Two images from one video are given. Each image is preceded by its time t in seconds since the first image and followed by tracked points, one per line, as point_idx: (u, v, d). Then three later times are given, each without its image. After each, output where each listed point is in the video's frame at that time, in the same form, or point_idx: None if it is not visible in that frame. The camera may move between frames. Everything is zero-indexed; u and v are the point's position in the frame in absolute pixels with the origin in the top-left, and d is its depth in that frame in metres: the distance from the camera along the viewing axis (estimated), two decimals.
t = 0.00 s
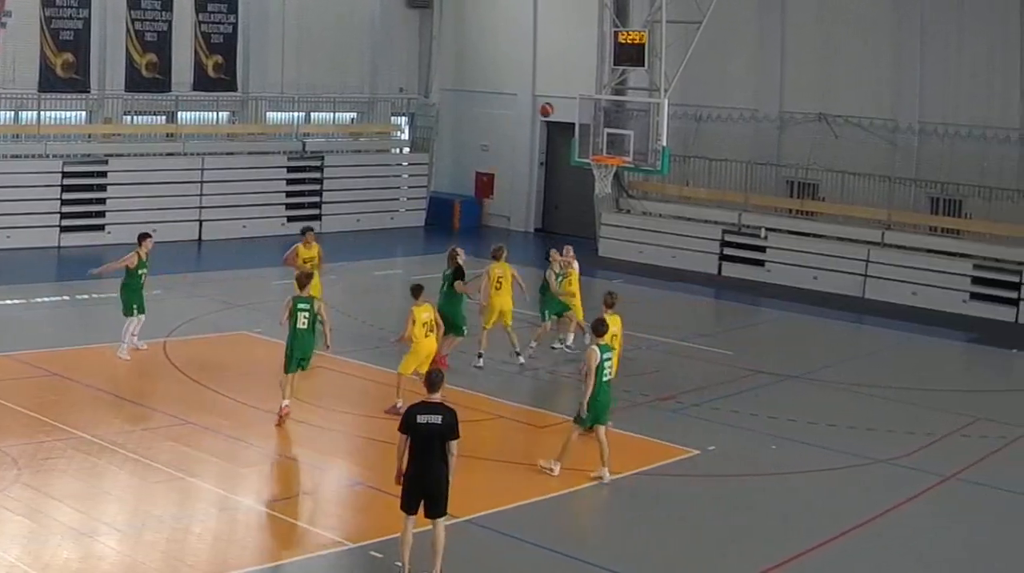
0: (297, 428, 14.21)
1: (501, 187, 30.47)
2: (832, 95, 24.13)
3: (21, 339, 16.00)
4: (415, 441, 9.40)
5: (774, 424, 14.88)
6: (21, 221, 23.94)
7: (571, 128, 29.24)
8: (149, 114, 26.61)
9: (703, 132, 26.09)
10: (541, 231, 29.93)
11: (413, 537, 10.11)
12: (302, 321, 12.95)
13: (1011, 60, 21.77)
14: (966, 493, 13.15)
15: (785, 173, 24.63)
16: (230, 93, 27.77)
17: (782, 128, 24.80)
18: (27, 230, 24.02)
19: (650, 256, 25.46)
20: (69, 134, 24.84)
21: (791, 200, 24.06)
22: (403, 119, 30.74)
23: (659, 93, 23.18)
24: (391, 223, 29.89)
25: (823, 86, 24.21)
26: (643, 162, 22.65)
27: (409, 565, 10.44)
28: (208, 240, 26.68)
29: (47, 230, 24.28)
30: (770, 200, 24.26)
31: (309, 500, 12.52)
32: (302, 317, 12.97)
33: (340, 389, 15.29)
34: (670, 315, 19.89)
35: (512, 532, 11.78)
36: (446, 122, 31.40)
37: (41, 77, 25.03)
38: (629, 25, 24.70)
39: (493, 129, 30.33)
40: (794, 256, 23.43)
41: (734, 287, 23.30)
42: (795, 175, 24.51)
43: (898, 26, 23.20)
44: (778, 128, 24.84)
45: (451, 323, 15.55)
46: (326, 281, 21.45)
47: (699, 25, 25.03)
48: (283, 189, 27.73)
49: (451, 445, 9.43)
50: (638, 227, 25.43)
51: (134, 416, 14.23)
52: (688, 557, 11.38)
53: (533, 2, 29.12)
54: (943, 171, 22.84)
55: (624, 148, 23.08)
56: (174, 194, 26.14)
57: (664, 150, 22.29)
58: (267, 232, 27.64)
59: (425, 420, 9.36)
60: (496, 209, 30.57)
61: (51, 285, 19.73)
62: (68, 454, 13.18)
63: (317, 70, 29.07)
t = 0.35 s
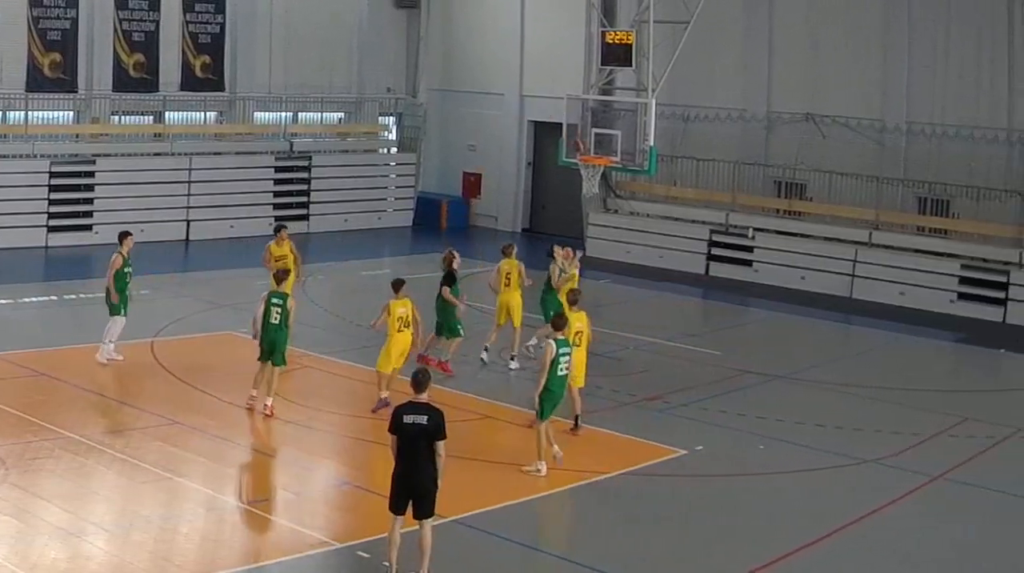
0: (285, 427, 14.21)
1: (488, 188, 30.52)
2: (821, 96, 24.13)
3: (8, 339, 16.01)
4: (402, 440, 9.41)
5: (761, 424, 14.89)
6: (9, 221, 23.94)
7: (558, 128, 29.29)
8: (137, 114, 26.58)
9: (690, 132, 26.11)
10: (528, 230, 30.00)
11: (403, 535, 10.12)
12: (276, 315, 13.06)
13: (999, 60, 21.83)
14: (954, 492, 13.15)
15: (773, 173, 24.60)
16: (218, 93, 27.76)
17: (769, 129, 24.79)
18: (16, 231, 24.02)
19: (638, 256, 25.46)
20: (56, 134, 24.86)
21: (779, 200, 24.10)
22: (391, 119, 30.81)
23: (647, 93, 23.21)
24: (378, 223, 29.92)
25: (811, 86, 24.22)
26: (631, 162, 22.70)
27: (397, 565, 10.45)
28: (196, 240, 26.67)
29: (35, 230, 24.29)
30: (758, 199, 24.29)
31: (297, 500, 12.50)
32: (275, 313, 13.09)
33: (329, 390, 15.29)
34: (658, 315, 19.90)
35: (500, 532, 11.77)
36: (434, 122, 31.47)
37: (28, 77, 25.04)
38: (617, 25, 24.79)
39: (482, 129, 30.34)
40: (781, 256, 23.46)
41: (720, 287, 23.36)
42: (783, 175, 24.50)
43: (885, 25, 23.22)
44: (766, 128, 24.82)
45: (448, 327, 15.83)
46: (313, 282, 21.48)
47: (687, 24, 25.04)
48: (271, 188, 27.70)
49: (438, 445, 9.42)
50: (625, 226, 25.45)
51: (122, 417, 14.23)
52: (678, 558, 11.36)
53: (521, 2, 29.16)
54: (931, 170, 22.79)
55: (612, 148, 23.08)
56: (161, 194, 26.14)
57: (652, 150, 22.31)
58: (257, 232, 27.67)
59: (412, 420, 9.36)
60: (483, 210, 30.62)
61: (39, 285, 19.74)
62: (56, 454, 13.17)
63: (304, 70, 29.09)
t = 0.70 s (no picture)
0: (272, 427, 14.21)
1: (473, 188, 30.53)
2: (806, 96, 24.12)
3: None
4: (388, 440, 9.40)
5: (747, 424, 14.89)
6: None
7: (544, 128, 29.29)
8: (122, 114, 26.54)
9: (675, 133, 26.11)
10: (514, 231, 29.99)
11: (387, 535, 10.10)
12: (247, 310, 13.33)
13: (985, 60, 21.85)
14: (939, 492, 13.15)
15: (758, 173, 24.63)
16: (203, 93, 27.76)
17: (755, 128, 24.83)
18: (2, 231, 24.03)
19: (623, 256, 25.52)
20: (42, 134, 24.86)
21: (763, 200, 24.16)
22: (377, 119, 30.76)
23: (632, 93, 23.25)
24: (365, 223, 29.99)
25: (796, 86, 24.23)
26: (616, 162, 22.71)
27: (381, 565, 10.44)
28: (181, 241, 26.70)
29: (21, 230, 24.30)
30: (744, 200, 24.34)
31: (283, 500, 12.49)
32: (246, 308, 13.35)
33: (315, 390, 15.28)
34: (644, 315, 19.90)
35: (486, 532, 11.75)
36: (420, 122, 31.51)
37: (13, 77, 25.02)
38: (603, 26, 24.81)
39: (469, 129, 30.33)
40: (767, 256, 23.52)
41: (704, 287, 23.38)
42: (767, 175, 24.52)
43: (870, 25, 23.23)
44: (751, 128, 24.87)
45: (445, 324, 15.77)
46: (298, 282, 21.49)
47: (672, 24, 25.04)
48: (256, 189, 27.76)
49: (426, 446, 9.41)
50: (611, 226, 25.52)
51: (109, 417, 14.23)
52: (664, 558, 11.34)
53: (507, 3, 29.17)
54: (916, 171, 22.83)
55: (597, 148, 23.10)
56: (146, 194, 26.13)
57: (637, 149, 22.27)
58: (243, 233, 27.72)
59: (399, 420, 9.36)
60: (470, 210, 30.61)
61: (24, 286, 19.76)
62: (41, 454, 13.15)
63: (290, 70, 29.10)
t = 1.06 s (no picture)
0: (258, 427, 14.22)
1: (459, 188, 30.52)
2: (792, 96, 24.11)
3: None
4: (372, 440, 9.39)
5: (732, 424, 14.89)
6: None
7: (529, 128, 29.29)
8: (108, 114, 26.50)
9: (661, 132, 26.10)
10: (499, 230, 29.95)
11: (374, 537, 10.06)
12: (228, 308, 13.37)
13: (972, 60, 21.84)
14: (924, 492, 13.16)
15: (744, 173, 24.64)
16: (189, 93, 27.76)
17: (740, 128, 24.81)
18: None
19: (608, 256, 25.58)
20: (27, 134, 24.84)
21: (748, 200, 24.24)
22: (362, 119, 30.78)
23: (617, 93, 23.28)
24: (351, 223, 30.05)
25: (781, 86, 24.22)
26: (602, 161, 22.77)
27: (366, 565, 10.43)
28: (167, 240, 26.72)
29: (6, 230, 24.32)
30: (730, 200, 24.40)
31: (268, 500, 12.48)
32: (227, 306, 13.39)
33: (301, 390, 15.29)
34: (630, 315, 19.92)
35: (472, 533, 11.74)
36: (406, 122, 31.46)
37: None
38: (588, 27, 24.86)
39: (454, 129, 30.32)
40: (753, 256, 23.61)
41: (690, 286, 23.40)
42: (753, 175, 24.54)
43: (855, 25, 23.23)
44: (737, 128, 24.85)
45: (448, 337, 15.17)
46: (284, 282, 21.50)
47: (657, 24, 25.03)
48: (242, 188, 27.81)
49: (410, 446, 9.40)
50: (598, 227, 25.58)
51: (94, 417, 14.23)
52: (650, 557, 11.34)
53: (493, 3, 29.17)
54: (902, 171, 22.80)
55: (583, 149, 23.11)
56: (131, 194, 26.14)
57: (621, 150, 22.33)
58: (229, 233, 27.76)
59: (383, 419, 9.36)
60: (456, 210, 30.59)
61: (9, 286, 19.77)
62: (26, 454, 13.14)
63: (275, 70, 29.12)
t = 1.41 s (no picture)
0: (244, 427, 14.22)
1: (445, 188, 30.51)
2: (777, 96, 24.12)
3: None
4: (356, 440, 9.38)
5: (717, 425, 14.89)
6: None
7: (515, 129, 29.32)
8: (93, 114, 26.46)
9: (646, 133, 26.10)
10: (485, 231, 29.98)
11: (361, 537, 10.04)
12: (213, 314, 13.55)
13: (958, 60, 21.85)
14: (909, 492, 13.16)
15: (729, 173, 24.68)
16: (175, 93, 27.78)
17: (726, 128, 24.83)
18: None
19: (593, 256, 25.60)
20: (12, 134, 24.81)
21: (734, 201, 24.29)
22: (348, 119, 30.82)
23: (602, 93, 23.32)
24: (336, 223, 30.06)
25: (766, 87, 24.23)
26: (587, 162, 22.78)
27: (352, 565, 10.41)
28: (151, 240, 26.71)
29: None
30: (715, 200, 24.50)
31: (254, 500, 12.47)
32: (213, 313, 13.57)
33: (285, 391, 15.30)
34: (616, 315, 19.93)
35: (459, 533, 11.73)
36: (391, 122, 31.44)
37: None
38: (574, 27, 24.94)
39: (440, 129, 30.32)
40: (739, 256, 23.61)
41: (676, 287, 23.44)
42: (738, 175, 24.58)
43: (839, 25, 23.25)
44: (722, 128, 24.86)
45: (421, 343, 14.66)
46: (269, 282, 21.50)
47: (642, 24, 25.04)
48: (227, 189, 27.85)
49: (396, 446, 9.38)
50: (583, 226, 25.59)
51: (79, 417, 14.23)
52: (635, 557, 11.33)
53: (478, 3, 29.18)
54: (887, 171, 22.83)
55: (569, 148, 23.11)
56: (116, 194, 26.11)
57: (607, 150, 22.28)
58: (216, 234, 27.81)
59: (366, 419, 9.35)
60: (442, 209, 30.56)
61: None
62: (11, 454, 13.13)
63: (261, 70, 29.17)
